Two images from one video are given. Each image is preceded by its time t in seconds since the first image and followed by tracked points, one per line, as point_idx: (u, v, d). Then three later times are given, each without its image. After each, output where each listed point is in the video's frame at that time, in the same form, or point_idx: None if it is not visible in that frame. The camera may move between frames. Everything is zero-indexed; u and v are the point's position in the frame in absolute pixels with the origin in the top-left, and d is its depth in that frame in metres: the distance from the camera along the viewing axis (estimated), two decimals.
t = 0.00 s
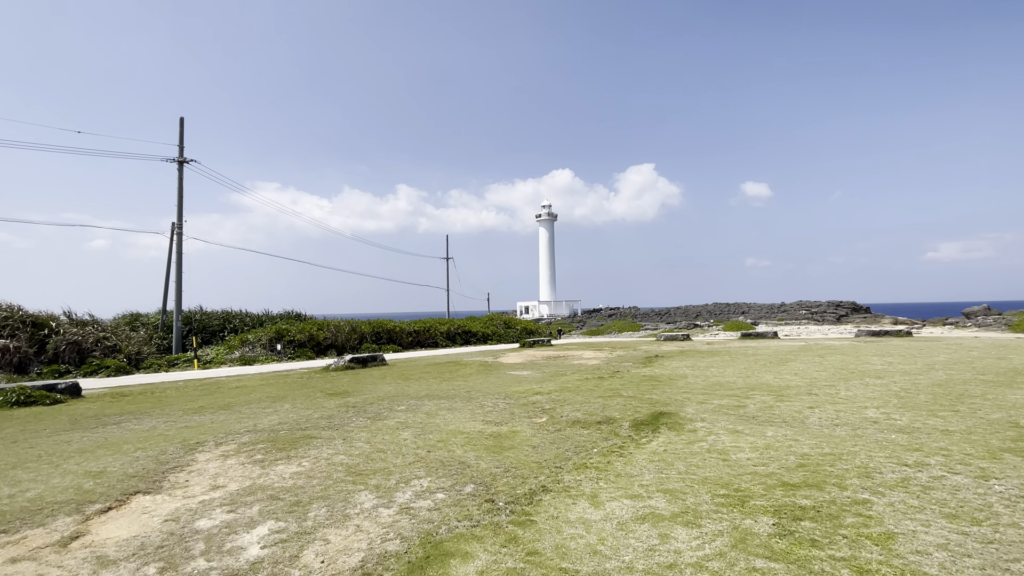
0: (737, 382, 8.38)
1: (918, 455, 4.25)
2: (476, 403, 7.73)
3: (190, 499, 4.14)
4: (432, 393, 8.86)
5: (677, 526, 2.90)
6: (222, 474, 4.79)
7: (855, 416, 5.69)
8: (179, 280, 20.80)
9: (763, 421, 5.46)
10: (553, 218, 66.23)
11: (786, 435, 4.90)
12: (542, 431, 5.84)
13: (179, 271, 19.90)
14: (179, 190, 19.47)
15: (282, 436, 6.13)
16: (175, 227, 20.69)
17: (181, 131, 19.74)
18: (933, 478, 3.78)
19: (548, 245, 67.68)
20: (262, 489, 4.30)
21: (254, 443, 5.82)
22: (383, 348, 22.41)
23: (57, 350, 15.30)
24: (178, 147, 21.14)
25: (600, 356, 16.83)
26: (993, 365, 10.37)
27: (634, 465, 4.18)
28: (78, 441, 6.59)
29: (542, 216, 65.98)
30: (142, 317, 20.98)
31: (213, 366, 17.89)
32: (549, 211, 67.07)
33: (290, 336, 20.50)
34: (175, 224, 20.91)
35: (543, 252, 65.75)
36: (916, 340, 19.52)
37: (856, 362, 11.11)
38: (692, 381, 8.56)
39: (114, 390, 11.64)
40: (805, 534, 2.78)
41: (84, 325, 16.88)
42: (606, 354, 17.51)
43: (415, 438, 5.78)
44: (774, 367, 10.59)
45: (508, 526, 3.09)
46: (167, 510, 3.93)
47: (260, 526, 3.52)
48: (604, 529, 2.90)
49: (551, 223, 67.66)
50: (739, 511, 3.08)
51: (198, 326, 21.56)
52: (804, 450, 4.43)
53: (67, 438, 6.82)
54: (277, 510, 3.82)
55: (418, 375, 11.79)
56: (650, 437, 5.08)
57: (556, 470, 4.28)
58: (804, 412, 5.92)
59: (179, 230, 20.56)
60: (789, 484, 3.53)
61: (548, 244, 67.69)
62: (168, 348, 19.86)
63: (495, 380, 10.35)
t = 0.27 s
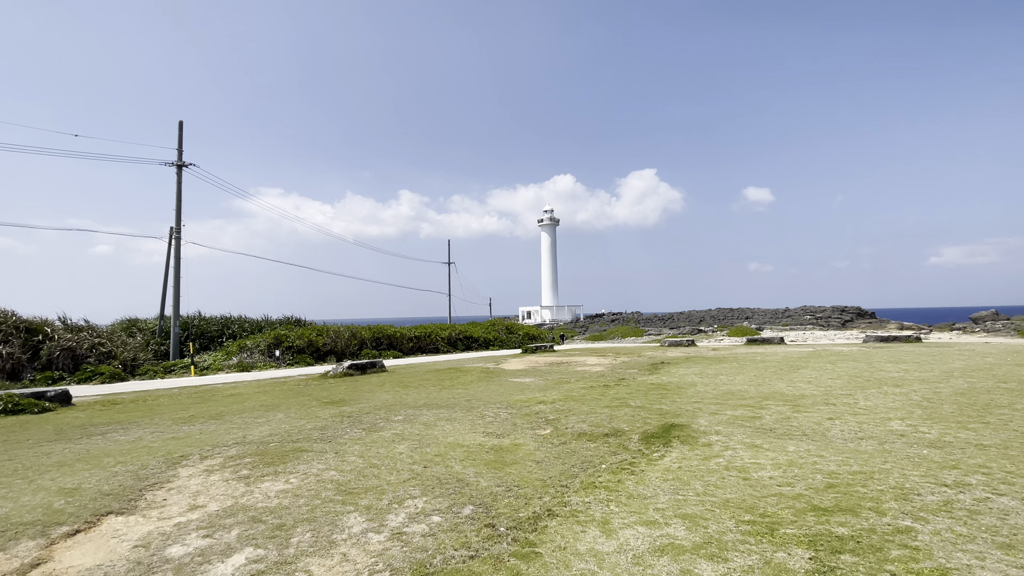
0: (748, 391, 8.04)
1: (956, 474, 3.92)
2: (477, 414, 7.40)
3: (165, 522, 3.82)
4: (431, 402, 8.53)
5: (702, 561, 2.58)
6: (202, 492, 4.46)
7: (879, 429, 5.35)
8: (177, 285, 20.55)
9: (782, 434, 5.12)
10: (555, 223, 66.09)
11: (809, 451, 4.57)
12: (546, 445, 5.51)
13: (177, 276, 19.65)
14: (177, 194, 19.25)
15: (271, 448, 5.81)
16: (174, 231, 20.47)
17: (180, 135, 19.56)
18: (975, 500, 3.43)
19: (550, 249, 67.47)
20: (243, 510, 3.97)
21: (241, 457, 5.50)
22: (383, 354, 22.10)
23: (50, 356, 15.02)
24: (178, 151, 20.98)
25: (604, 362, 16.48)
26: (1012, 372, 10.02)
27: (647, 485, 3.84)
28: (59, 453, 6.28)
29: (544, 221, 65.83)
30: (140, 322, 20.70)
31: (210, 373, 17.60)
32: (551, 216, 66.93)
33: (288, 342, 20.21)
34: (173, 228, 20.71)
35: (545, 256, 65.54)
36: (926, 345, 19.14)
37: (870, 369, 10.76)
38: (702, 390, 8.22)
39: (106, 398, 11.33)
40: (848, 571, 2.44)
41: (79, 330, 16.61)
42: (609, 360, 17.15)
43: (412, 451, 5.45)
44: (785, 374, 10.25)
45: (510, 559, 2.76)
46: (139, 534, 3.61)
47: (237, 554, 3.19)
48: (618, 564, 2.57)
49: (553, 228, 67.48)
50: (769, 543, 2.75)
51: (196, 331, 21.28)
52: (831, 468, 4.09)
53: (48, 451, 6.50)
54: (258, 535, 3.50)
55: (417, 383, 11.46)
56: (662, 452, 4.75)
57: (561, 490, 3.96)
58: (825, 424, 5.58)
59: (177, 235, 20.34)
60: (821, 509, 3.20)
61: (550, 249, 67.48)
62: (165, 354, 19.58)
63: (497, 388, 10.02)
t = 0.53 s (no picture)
0: (759, 397, 7.69)
1: (997, 490, 3.57)
2: (475, 420, 7.08)
3: (130, 541, 3.50)
4: (428, 407, 8.21)
5: None
6: (177, 506, 4.15)
7: (904, 438, 5.01)
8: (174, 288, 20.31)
9: (800, 444, 4.78)
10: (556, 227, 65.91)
11: (832, 462, 4.23)
12: (547, 454, 5.18)
13: (174, 279, 19.41)
14: (175, 196, 19.04)
15: (256, 457, 5.50)
16: (171, 234, 20.26)
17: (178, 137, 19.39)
18: None
19: (552, 254, 67.30)
20: (217, 527, 3.66)
21: (223, 467, 5.18)
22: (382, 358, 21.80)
23: (43, 360, 14.76)
24: (176, 153, 20.80)
25: (607, 366, 16.13)
26: None
27: (657, 501, 3.51)
28: (34, 462, 5.97)
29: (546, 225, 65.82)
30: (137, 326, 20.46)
31: (206, 377, 17.30)
32: (553, 219, 66.80)
33: (286, 346, 19.91)
34: (172, 231, 20.50)
35: (547, 260, 65.27)
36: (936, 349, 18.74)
37: (883, 374, 10.39)
38: (711, 395, 7.88)
39: (96, 403, 11.05)
40: None
41: (73, 334, 16.36)
42: (613, 364, 16.79)
43: (405, 460, 5.14)
44: (795, 379, 9.89)
45: None
46: (100, 554, 3.29)
47: None
48: None
49: (554, 232, 67.30)
50: (799, 572, 2.43)
51: (194, 335, 21.02)
52: (857, 482, 3.76)
53: (25, 459, 6.21)
54: (230, 556, 3.18)
55: (415, 388, 11.14)
56: (672, 463, 4.42)
57: (563, 506, 3.63)
58: (844, 433, 5.24)
59: (175, 238, 20.13)
60: (855, 532, 2.86)
61: (551, 253, 67.30)
62: (161, 359, 19.31)
63: (497, 393, 9.69)
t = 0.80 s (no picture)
0: (771, 405, 7.36)
1: None
2: (474, 429, 6.77)
3: (93, 568, 3.19)
4: (425, 415, 7.90)
5: None
6: (149, 527, 3.84)
7: (932, 452, 4.68)
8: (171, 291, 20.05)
9: (821, 458, 4.46)
10: (558, 229, 65.61)
11: (858, 479, 3.91)
12: (550, 469, 4.86)
13: (171, 281, 19.14)
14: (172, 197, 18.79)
15: (241, 470, 5.19)
16: (169, 235, 20.01)
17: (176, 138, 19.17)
18: None
19: (553, 256, 67.00)
20: (189, 552, 3.34)
21: (205, 481, 4.87)
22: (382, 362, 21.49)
23: (35, 364, 14.49)
24: (174, 154, 20.56)
25: (610, 370, 15.80)
26: None
27: (671, 525, 3.19)
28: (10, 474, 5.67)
29: (547, 228, 65.56)
30: (133, 329, 20.20)
31: (203, 381, 17.02)
32: (555, 222, 66.56)
33: (285, 349, 19.63)
34: (169, 232, 20.26)
35: (549, 262, 64.96)
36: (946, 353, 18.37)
37: (897, 379, 10.04)
38: (720, 403, 7.55)
39: (86, 409, 10.76)
40: None
41: (68, 337, 16.10)
42: (616, 369, 16.46)
43: (399, 474, 4.83)
44: (806, 385, 9.55)
45: None
46: None
47: None
48: None
49: (556, 235, 67.01)
50: None
51: (191, 338, 20.75)
52: (890, 504, 3.43)
53: (1, 470, 5.91)
54: None
55: (413, 393, 10.83)
56: (684, 480, 4.10)
57: (568, 530, 3.32)
58: (867, 445, 4.91)
59: (173, 239, 19.88)
60: (897, 567, 2.54)
61: (553, 255, 66.99)
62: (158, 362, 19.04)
63: (497, 399, 9.38)
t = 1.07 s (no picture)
0: (783, 406, 7.05)
1: None
2: (473, 431, 6.47)
3: None
4: (423, 417, 7.60)
5: None
6: (118, 540, 3.55)
7: (963, 457, 4.37)
8: (168, 289, 19.77)
9: (844, 465, 4.15)
10: (560, 228, 65.29)
11: (888, 488, 3.60)
12: (553, 474, 4.56)
13: (167, 280, 18.87)
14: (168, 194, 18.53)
15: (225, 475, 4.90)
16: (165, 233, 19.74)
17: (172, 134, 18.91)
18: None
19: (554, 255, 66.70)
20: (157, 569, 3.05)
21: (186, 487, 4.58)
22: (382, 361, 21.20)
23: (27, 364, 14.22)
24: (171, 151, 20.29)
25: (613, 370, 15.49)
26: None
27: (687, 541, 2.89)
28: None
29: (549, 227, 65.26)
30: (129, 328, 19.94)
31: (198, 381, 16.74)
32: (556, 221, 66.27)
33: (282, 349, 19.35)
34: (166, 230, 20.00)
35: (550, 262, 64.65)
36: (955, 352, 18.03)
37: (910, 380, 9.72)
38: (729, 404, 7.24)
39: (76, 410, 10.48)
40: None
41: (61, 337, 15.83)
42: (619, 369, 16.14)
43: (392, 481, 4.53)
44: (818, 385, 9.22)
45: None
46: None
47: None
48: None
49: (557, 234, 66.70)
50: None
51: (188, 338, 20.48)
52: (928, 517, 3.12)
53: None
54: None
55: (411, 394, 10.53)
56: (698, 489, 3.80)
57: (574, 545, 3.02)
58: (891, 450, 4.60)
59: (169, 238, 19.63)
60: None
61: (554, 255, 66.71)
62: (154, 362, 18.77)
63: (498, 400, 9.07)
